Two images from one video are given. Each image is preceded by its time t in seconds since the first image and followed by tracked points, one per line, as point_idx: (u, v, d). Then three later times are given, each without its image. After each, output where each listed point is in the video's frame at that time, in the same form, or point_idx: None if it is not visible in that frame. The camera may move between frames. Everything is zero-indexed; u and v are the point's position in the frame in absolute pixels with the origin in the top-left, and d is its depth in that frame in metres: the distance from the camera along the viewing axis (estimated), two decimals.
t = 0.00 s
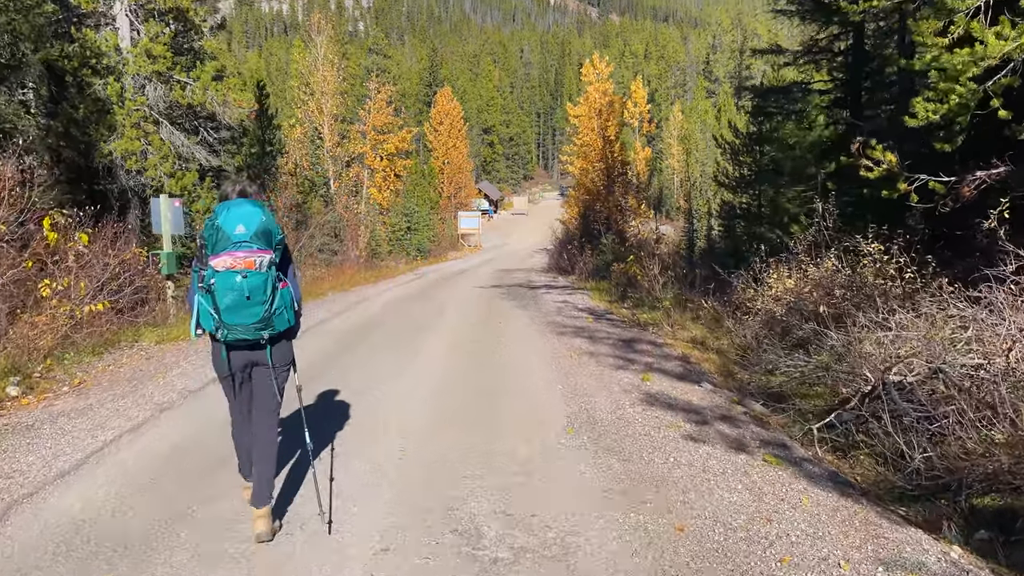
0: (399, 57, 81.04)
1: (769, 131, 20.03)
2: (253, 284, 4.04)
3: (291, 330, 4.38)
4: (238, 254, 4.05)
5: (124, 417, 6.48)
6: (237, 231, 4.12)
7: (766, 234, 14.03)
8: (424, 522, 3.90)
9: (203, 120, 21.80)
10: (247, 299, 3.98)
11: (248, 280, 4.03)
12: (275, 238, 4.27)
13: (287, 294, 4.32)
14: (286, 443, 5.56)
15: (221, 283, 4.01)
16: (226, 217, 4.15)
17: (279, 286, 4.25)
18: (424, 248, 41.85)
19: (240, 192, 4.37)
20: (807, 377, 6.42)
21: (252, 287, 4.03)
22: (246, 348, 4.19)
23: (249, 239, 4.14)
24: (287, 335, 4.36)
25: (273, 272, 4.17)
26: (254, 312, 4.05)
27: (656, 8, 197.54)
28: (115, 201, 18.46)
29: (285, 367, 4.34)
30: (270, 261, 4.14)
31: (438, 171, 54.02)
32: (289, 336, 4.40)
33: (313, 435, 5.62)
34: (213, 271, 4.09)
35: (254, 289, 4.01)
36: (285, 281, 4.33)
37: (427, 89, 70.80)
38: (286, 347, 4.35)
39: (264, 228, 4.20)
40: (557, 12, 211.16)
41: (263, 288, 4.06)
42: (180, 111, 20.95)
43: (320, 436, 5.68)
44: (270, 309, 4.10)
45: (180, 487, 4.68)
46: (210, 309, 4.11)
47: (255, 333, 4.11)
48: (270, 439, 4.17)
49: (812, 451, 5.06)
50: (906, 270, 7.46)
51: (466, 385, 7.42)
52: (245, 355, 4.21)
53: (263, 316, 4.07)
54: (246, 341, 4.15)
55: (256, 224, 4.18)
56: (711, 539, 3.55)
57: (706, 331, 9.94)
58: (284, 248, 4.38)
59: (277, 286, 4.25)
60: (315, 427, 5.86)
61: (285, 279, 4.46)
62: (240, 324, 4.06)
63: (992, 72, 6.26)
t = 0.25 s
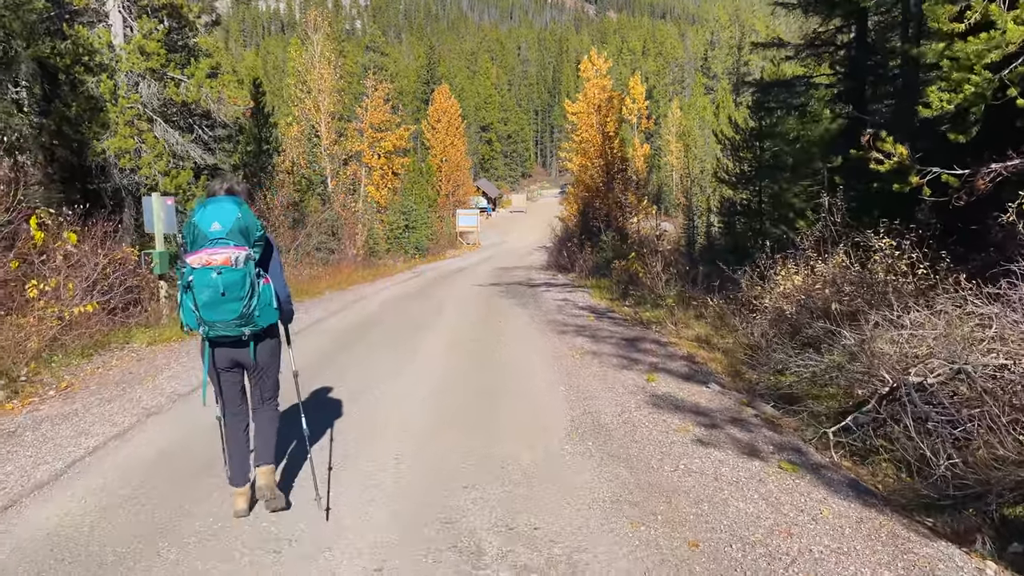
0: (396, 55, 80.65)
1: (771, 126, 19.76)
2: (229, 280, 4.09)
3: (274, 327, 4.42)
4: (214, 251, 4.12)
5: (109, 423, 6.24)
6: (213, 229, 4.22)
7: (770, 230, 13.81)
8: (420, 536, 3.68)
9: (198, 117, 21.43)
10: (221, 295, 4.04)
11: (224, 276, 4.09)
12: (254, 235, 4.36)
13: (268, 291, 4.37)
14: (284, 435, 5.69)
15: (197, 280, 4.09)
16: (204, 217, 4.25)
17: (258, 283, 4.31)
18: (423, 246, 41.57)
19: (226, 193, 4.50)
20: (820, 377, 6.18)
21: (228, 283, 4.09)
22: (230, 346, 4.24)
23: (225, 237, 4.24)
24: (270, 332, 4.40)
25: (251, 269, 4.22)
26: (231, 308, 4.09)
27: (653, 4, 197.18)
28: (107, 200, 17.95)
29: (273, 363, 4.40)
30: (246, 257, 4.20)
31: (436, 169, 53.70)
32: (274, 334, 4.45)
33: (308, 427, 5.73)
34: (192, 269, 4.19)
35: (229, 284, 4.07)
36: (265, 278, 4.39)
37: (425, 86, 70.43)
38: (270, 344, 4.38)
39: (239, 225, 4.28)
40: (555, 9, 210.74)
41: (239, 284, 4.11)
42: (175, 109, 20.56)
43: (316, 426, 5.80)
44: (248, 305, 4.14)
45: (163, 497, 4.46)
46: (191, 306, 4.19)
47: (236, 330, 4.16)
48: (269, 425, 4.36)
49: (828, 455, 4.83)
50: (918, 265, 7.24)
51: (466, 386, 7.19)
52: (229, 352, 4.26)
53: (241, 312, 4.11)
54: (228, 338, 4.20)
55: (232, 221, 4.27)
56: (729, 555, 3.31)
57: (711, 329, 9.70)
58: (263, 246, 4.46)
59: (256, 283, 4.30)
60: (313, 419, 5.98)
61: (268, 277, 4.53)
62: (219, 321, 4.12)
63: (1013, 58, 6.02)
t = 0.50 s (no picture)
0: (393, 53, 80.25)
1: (773, 123, 19.45)
2: (223, 282, 4.03)
3: (267, 330, 4.36)
4: (209, 253, 4.07)
5: (91, 436, 5.94)
6: (209, 230, 4.18)
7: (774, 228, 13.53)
8: (417, 564, 3.41)
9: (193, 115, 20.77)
10: (215, 296, 3.98)
11: (218, 278, 4.04)
12: (249, 238, 4.33)
13: (263, 293, 4.31)
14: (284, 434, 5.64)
15: (191, 280, 4.02)
16: (200, 217, 4.22)
17: (253, 285, 4.25)
18: (421, 245, 41.25)
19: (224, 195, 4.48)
20: (835, 383, 5.91)
21: (222, 285, 4.02)
22: (223, 347, 4.17)
23: (221, 238, 4.20)
24: (264, 335, 4.35)
25: (245, 270, 4.17)
26: (224, 311, 4.02)
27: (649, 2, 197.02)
28: (102, 201, 17.50)
29: (266, 367, 4.36)
30: (241, 259, 4.15)
31: (434, 167, 53.37)
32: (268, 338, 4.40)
33: (307, 428, 5.69)
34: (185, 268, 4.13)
35: (224, 286, 4.00)
36: (260, 281, 4.34)
37: (422, 84, 70.09)
38: (264, 349, 4.34)
39: (235, 227, 4.25)
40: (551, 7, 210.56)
41: (234, 286, 4.04)
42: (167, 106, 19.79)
43: (315, 428, 5.78)
44: (241, 308, 4.08)
45: (143, 519, 4.17)
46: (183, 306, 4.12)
47: (229, 332, 4.10)
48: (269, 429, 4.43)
49: (852, 470, 4.54)
50: (936, 265, 6.96)
51: (466, 391, 6.91)
52: (221, 354, 4.19)
53: (234, 315, 4.05)
54: (220, 339, 4.14)
55: (228, 223, 4.24)
56: None
57: (718, 331, 9.41)
58: (258, 248, 4.42)
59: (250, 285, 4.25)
60: (315, 420, 5.94)
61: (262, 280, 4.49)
62: (212, 322, 4.05)
63: None
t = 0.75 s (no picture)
0: (389, 51, 79.83)
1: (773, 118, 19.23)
2: (228, 279, 4.07)
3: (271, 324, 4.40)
4: (214, 250, 4.13)
5: (77, 443, 5.71)
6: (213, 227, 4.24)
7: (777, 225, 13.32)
8: None
9: (186, 112, 20.14)
10: (221, 292, 4.02)
11: (223, 275, 4.07)
12: (252, 233, 4.40)
13: (267, 289, 4.35)
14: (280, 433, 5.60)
15: (197, 277, 4.05)
16: (204, 215, 4.29)
17: (257, 282, 4.29)
18: (418, 243, 40.94)
19: (225, 192, 4.57)
20: (850, 384, 5.69)
21: (227, 282, 4.06)
22: (229, 342, 4.21)
23: (225, 235, 4.29)
24: (269, 329, 4.37)
25: (249, 267, 4.22)
26: (230, 307, 4.06)
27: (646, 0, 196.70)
28: (93, 200, 17.18)
29: (271, 361, 4.38)
30: (245, 256, 4.21)
31: (430, 165, 53.09)
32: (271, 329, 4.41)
33: (307, 425, 5.65)
34: (190, 266, 4.17)
35: (230, 283, 4.04)
36: (263, 277, 4.39)
37: (419, 82, 69.72)
38: (269, 343, 4.35)
39: (239, 224, 4.33)
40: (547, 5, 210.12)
41: (239, 282, 4.09)
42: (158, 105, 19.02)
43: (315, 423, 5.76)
44: (247, 304, 4.12)
45: (132, 533, 3.95)
46: (189, 303, 4.16)
47: (234, 327, 4.13)
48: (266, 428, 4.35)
49: (875, 478, 4.32)
50: (951, 261, 6.74)
51: (466, 393, 6.70)
52: (228, 350, 4.23)
53: (239, 311, 4.09)
54: (225, 335, 4.18)
55: (232, 221, 4.32)
56: None
57: (723, 330, 9.20)
58: (260, 245, 4.49)
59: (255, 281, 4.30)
60: (314, 417, 5.91)
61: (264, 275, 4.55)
62: (218, 319, 4.09)
63: None
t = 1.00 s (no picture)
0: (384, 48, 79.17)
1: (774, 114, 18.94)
2: (228, 278, 4.11)
3: (265, 321, 4.47)
4: (212, 249, 4.12)
5: (54, 454, 5.38)
6: (210, 225, 4.19)
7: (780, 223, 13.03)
8: None
9: (179, 109, 19.30)
10: (222, 292, 4.07)
11: (223, 274, 4.11)
12: (248, 231, 4.36)
13: (263, 286, 4.40)
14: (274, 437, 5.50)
15: (196, 277, 4.08)
16: (200, 211, 4.22)
17: (253, 279, 4.33)
18: (413, 241, 40.51)
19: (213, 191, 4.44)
20: (871, 389, 5.41)
21: (227, 281, 4.11)
22: (224, 342, 4.27)
23: (222, 233, 4.22)
24: (263, 326, 4.44)
25: (247, 265, 4.25)
26: (228, 306, 4.12)
27: None
28: (80, 197, 16.72)
29: (265, 361, 4.42)
30: (244, 254, 4.24)
31: (425, 163, 52.75)
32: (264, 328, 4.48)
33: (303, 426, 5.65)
34: (188, 265, 4.17)
35: (229, 282, 4.09)
36: (259, 274, 4.42)
37: (413, 79, 69.16)
38: (265, 341, 4.44)
39: (237, 221, 4.27)
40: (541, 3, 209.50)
41: (238, 281, 4.15)
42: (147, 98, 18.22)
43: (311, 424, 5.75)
44: (245, 302, 4.19)
45: (108, 558, 3.62)
46: (185, 303, 4.18)
47: (232, 326, 4.19)
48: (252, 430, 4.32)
49: (909, 494, 4.03)
50: (972, 260, 6.45)
51: (467, 399, 6.40)
52: (223, 349, 4.29)
53: (238, 309, 4.16)
54: (222, 333, 4.23)
55: (229, 218, 4.24)
56: None
57: (729, 332, 8.93)
58: (256, 242, 4.47)
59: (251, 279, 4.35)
60: (310, 423, 5.79)
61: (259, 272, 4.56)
62: (216, 317, 4.14)
63: None
